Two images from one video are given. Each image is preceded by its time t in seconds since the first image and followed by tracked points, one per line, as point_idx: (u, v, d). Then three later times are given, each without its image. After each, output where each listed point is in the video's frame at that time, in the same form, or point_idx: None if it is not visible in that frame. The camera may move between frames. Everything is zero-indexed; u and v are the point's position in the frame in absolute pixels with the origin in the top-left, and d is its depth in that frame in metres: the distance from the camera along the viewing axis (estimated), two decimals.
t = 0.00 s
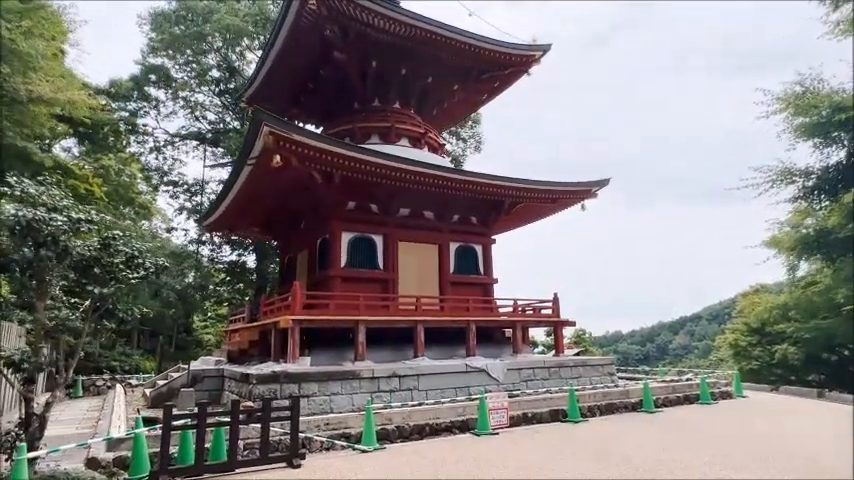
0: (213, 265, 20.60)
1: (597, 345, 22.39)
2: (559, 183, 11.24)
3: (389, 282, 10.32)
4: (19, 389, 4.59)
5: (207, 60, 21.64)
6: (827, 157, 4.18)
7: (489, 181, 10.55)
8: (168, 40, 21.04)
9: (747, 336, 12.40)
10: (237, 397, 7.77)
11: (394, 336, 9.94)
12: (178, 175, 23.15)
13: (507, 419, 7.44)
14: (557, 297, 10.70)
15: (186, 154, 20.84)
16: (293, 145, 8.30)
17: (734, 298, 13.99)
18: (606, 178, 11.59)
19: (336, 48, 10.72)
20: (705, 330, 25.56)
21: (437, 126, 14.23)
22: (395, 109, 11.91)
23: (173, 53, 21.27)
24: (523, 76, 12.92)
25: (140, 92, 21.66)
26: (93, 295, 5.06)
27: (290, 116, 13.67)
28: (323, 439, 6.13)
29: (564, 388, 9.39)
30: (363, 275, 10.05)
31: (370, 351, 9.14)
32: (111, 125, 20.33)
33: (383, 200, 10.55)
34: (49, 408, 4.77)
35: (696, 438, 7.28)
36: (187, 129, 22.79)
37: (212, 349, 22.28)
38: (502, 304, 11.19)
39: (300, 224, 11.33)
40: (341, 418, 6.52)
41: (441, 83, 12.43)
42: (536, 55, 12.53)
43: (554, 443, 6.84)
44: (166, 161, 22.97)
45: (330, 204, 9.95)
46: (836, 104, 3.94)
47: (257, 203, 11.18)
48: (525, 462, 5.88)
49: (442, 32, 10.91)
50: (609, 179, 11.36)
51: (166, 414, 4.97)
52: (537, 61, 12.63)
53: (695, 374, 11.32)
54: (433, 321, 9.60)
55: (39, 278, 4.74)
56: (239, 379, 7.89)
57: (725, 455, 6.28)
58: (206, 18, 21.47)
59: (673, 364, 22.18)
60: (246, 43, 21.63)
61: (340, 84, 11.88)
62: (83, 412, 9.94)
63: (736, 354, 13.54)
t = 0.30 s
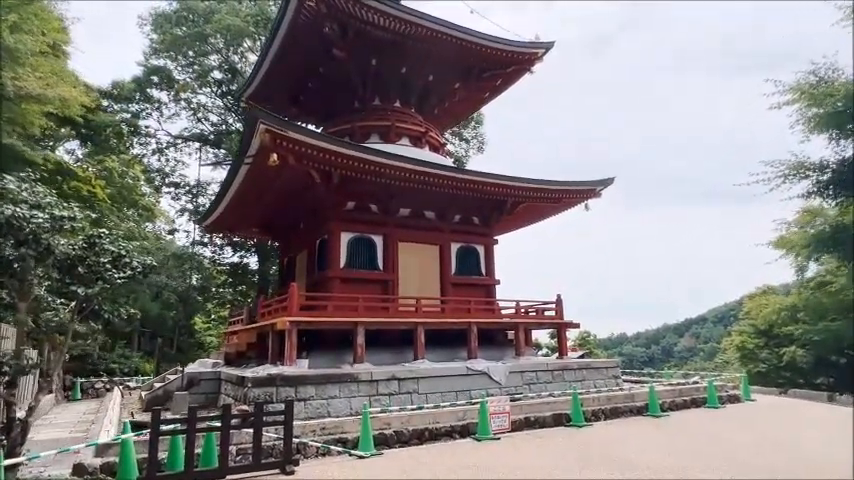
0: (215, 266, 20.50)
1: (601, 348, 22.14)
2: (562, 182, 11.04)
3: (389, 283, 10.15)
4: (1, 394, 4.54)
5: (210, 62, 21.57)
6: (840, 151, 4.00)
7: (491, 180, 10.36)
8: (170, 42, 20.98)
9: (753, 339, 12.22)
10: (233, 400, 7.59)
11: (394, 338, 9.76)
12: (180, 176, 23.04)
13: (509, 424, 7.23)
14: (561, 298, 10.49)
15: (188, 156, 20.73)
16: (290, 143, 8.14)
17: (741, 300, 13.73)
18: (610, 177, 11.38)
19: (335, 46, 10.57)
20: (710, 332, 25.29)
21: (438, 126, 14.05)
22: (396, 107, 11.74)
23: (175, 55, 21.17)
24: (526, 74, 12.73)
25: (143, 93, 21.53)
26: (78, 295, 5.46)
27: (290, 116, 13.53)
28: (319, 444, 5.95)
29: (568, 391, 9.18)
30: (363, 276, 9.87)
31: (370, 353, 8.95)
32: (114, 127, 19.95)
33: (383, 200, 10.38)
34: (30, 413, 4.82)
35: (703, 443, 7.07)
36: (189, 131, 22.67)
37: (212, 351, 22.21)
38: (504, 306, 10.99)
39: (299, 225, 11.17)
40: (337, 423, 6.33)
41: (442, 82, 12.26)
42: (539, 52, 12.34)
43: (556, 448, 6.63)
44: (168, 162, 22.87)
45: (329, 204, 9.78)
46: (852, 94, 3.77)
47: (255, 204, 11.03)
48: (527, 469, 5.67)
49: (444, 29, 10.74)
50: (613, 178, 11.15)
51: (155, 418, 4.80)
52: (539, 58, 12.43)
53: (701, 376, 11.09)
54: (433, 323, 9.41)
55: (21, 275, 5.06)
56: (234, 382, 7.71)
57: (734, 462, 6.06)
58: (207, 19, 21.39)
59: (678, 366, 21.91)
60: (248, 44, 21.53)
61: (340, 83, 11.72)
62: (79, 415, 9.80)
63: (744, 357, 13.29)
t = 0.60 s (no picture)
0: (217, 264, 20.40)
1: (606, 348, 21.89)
2: (567, 178, 10.83)
3: (390, 281, 9.97)
4: None
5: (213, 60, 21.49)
6: None
7: (495, 176, 10.17)
8: (173, 40, 20.92)
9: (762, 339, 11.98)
10: (229, 398, 7.43)
11: (394, 336, 9.57)
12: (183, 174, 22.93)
13: (512, 425, 7.03)
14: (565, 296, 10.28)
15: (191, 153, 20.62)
16: (288, 136, 7.96)
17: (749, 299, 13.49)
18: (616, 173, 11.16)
19: (336, 39, 10.39)
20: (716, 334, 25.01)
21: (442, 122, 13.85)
22: (398, 102, 11.58)
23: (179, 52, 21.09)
24: (530, 69, 12.54)
25: (147, 91, 21.40)
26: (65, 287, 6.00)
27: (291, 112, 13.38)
28: (315, 444, 5.77)
29: (572, 392, 8.98)
30: (363, 273, 9.69)
31: (370, 352, 8.77)
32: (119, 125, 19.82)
33: (385, 196, 10.19)
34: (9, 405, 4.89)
35: (712, 446, 6.85)
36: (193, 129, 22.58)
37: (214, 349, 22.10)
38: (507, 304, 10.80)
39: (299, 221, 11.00)
40: (334, 422, 6.14)
41: (446, 77, 12.06)
42: (544, 46, 12.11)
43: (560, 449, 6.44)
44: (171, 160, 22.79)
45: (329, 199, 9.59)
46: None
47: (255, 200, 10.85)
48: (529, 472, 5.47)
49: (447, 22, 10.54)
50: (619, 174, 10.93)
51: (143, 417, 4.63)
52: (544, 53, 12.22)
53: (709, 377, 10.85)
54: (435, 321, 9.22)
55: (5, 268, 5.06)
56: (230, 380, 7.54)
57: (746, 466, 5.84)
58: (209, 16, 21.29)
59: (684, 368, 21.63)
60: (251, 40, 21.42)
61: (342, 77, 11.56)
62: (75, 412, 9.66)
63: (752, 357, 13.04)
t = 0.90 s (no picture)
0: (219, 260, 20.29)
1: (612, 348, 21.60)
2: (573, 173, 10.59)
3: (391, 277, 9.77)
4: None
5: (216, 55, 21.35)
6: None
7: (498, 171, 9.95)
8: (176, 35, 20.74)
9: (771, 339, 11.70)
10: (224, 396, 7.25)
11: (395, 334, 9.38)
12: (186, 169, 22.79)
13: (513, 426, 6.81)
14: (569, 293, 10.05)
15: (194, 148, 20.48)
16: (286, 128, 7.77)
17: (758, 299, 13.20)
18: (623, 169, 10.91)
19: (337, 31, 10.19)
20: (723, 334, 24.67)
21: (446, 116, 13.62)
22: (401, 96, 11.37)
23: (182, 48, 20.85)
24: (536, 63, 12.29)
25: (150, 86, 21.18)
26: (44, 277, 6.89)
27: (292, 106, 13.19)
28: (309, 444, 5.58)
29: (577, 391, 8.75)
30: (363, 269, 9.50)
31: (369, 349, 8.59)
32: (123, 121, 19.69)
33: (386, 191, 9.99)
34: None
35: (720, 449, 6.62)
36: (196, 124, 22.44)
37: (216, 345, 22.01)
38: (510, 302, 10.58)
39: (299, 216, 10.82)
40: (330, 422, 5.95)
41: (450, 71, 11.83)
42: (550, 39, 11.86)
43: (563, 451, 6.23)
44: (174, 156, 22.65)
45: (328, 193, 9.40)
46: None
47: (254, 194, 10.68)
48: (530, 475, 5.27)
49: (451, 13, 10.32)
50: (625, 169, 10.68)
51: (129, 415, 4.44)
52: (551, 46, 11.96)
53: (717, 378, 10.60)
54: (436, 318, 9.02)
55: None
56: (225, 378, 7.36)
57: (756, 470, 5.61)
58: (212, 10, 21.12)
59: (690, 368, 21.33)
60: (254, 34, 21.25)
61: (343, 70, 11.35)
62: (71, 408, 9.55)
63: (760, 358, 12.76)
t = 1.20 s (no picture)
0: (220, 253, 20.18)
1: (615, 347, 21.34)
2: (577, 167, 10.36)
3: (390, 271, 9.60)
4: None
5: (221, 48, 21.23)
6: None
7: (501, 163, 9.75)
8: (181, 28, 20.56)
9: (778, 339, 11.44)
10: (216, 390, 7.10)
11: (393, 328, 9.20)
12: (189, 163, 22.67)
13: (511, 424, 6.63)
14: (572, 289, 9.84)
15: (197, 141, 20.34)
16: (283, 117, 7.59)
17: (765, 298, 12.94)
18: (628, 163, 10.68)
19: (337, 20, 10.00)
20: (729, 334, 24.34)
21: (448, 108, 13.41)
22: (402, 87, 11.17)
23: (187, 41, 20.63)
24: (540, 55, 12.05)
25: (154, 79, 21.05)
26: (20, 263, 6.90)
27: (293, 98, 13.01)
28: (299, 441, 5.42)
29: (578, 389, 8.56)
30: (362, 262, 9.34)
31: (366, 344, 8.42)
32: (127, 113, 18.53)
33: (385, 183, 9.81)
34: None
35: (724, 449, 6.42)
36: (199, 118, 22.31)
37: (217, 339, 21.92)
38: (511, 298, 10.39)
39: (297, 208, 10.65)
40: (322, 418, 5.78)
41: (452, 62, 11.62)
42: (556, 30, 11.61)
43: (561, 450, 6.05)
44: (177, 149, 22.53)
45: (327, 185, 9.23)
46: None
47: (252, 186, 10.52)
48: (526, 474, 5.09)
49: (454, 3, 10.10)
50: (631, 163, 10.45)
51: (110, 408, 4.29)
52: (556, 37, 11.72)
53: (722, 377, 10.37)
54: (434, 313, 8.84)
55: None
56: (218, 371, 7.22)
57: (761, 473, 5.41)
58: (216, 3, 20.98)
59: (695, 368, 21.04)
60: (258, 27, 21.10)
61: (344, 60, 11.15)
62: (65, 400, 9.42)
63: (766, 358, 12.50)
